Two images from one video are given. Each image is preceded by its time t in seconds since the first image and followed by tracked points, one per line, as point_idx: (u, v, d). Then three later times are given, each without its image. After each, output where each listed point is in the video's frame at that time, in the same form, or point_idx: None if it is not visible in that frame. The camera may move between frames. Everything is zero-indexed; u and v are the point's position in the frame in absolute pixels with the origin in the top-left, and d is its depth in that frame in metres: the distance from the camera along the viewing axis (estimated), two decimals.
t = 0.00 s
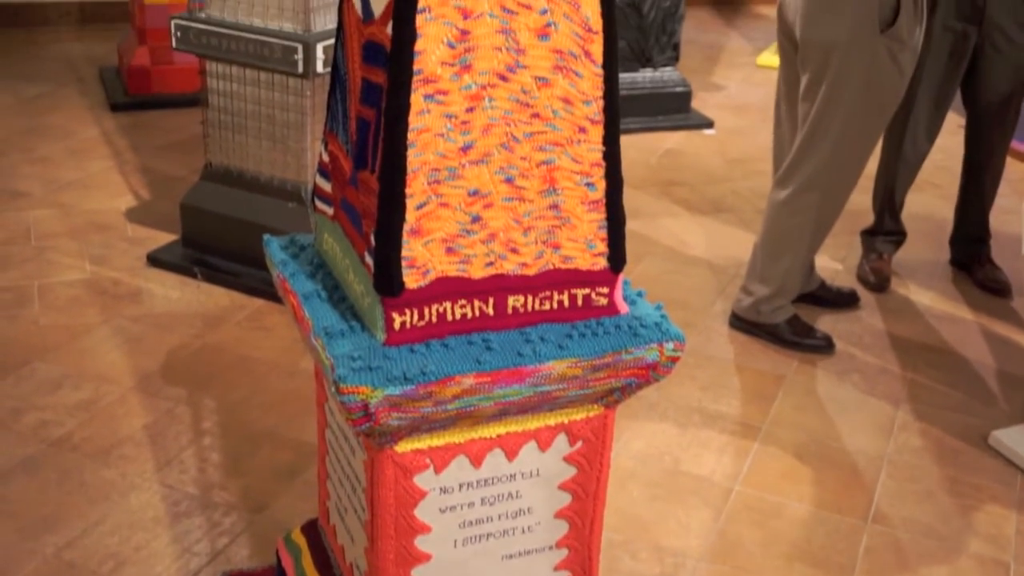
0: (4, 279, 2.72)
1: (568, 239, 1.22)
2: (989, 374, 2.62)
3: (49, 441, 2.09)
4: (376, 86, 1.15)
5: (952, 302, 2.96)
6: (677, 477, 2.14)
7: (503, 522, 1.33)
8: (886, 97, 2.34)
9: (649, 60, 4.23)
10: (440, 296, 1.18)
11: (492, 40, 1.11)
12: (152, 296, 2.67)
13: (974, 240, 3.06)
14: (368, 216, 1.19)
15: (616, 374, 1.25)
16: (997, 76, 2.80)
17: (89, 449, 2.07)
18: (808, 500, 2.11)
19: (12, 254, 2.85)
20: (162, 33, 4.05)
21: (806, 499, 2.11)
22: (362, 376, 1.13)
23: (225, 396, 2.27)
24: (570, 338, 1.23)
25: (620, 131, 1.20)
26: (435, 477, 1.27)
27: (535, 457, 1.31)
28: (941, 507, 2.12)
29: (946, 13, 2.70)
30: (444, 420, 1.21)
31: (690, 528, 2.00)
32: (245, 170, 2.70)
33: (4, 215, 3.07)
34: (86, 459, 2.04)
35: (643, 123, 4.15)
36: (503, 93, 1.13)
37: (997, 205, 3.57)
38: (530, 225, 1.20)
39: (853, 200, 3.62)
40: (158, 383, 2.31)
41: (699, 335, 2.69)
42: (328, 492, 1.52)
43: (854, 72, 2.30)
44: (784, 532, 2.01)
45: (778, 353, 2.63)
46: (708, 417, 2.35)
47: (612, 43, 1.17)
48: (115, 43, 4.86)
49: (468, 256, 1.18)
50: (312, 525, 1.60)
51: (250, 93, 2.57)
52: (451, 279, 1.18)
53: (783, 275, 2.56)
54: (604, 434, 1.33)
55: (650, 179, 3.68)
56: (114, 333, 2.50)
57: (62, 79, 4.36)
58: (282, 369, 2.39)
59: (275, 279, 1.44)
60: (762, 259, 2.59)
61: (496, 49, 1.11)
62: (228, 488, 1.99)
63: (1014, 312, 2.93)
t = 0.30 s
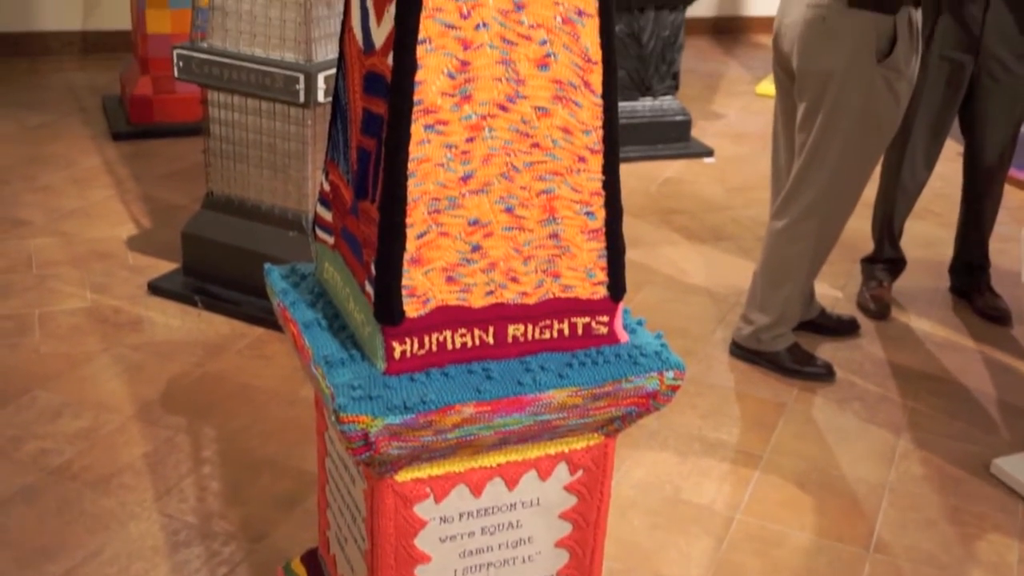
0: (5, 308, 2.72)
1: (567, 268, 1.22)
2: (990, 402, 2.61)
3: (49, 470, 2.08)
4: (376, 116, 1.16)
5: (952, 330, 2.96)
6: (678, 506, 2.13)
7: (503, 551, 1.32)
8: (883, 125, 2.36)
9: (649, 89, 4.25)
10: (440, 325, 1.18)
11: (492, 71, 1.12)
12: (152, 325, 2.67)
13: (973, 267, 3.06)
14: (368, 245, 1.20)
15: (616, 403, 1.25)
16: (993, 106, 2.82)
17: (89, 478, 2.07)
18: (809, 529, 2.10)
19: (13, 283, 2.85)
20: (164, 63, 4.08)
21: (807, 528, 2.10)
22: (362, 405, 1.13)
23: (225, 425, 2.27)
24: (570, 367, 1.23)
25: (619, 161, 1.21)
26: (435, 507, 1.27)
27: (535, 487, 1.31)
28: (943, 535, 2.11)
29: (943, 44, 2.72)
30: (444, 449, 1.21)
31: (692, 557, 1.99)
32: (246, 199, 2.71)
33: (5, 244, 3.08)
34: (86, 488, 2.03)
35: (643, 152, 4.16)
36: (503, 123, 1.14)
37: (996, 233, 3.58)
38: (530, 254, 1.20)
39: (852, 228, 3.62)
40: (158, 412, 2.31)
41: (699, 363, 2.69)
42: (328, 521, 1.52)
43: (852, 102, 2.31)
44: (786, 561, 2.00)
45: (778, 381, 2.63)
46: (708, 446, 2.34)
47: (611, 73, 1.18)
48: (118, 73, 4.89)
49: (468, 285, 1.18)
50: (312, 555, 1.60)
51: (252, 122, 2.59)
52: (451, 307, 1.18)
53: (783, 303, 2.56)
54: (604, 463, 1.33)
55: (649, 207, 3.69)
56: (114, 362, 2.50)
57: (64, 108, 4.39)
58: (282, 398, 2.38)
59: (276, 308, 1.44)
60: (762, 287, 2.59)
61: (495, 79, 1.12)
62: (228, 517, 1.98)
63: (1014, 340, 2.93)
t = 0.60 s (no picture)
0: (5, 340, 2.72)
1: (568, 301, 1.23)
2: (990, 434, 2.61)
3: (47, 503, 2.07)
4: (377, 150, 1.17)
5: (952, 362, 2.96)
6: (678, 540, 2.12)
7: None
8: (880, 158, 2.37)
9: (648, 122, 4.28)
10: (440, 358, 1.19)
11: (493, 105, 1.13)
12: (152, 357, 2.67)
13: (973, 300, 3.06)
14: (369, 278, 1.20)
15: (616, 436, 1.25)
16: (989, 141, 2.82)
17: (88, 511, 2.06)
18: (811, 563, 2.08)
19: (14, 315, 2.85)
20: (166, 96, 4.11)
21: (809, 562, 2.09)
22: (362, 439, 1.13)
23: (225, 458, 2.26)
24: (570, 400, 1.23)
25: (619, 194, 1.21)
26: (435, 541, 1.26)
27: (535, 520, 1.30)
28: (946, 569, 2.10)
29: (938, 78, 2.75)
30: (444, 483, 1.20)
31: None
32: (247, 232, 2.71)
33: (6, 276, 3.09)
34: (84, 521, 2.02)
35: (642, 185, 4.18)
36: (504, 157, 1.15)
37: (995, 266, 3.59)
38: (530, 287, 1.20)
39: (851, 261, 3.63)
40: (157, 445, 2.30)
41: (699, 396, 2.68)
42: (327, 555, 1.51)
43: (848, 135, 2.33)
44: None
45: (778, 414, 2.62)
46: (709, 479, 2.33)
47: (611, 108, 1.19)
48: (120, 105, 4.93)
49: (469, 318, 1.18)
50: None
51: (253, 155, 2.60)
52: (452, 341, 1.18)
53: (783, 335, 2.56)
54: (605, 497, 1.33)
55: (649, 240, 3.70)
56: (114, 394, 2.49)
57: (66, 141, 4.42)
58: (282, 430, 2.38)
59: (276, 341, 1.44)
60: (762, 321, 2.58)
61: (496, 113, 1.13)
62: (226, 550, 1.97)
63: (1014, 372, 2.92)
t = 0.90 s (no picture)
0: (4, 372, 2.72)
1: (566, 333, 1.23)
2: (990, 466, 2.60)
3: (45, 536, 2.06)
4: (376, 183, 1.18)
5: (951, 394, 2.95)
6: (679, 572, 2.10)
7: None
8: (877, 191, 2.38)
9: (646, 154, 4.30)
10: (439, 391, 1.19)
11: (491, 138, 1.13)
12: (151, 390, 2.67)
13: (973, 331, 3.05)
14: (368, 310, 1.20)
15: (616, 469, 1.25)
16: (983, 173, 2.84)
17: (85, 544, 2.05)
18: None
19: (13, 348, 2.85)
20: (166, 129, 4.13)
21: None
22: (361, 472, 1.12)
23: (223, 490, 2.25)
24: (569, 433, 1.23)
25: (617, 227, 1.22)
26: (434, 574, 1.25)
27: (535, 553, 1.30)
28: None
29: (933, 111, 2.77)
30: (443, 515, 1.20)
31: None
32: (247, 264, 2.72)
33: (6, 309, 3.09)
34: (81, 555, 2.01)
35: (641, 217, 4.20)
36: (503, 190, 1.15)
37: (993, 297, 3.60)
38: (529, 319, 1.21)
39: (850, 292, 3.64)
40: (155, 478, 2.29)
41: (699, 428, 2.68)
42: None
43: (845, 167, 2.34)
44: None
45: (778, 446, 2.62)
46: (709, 511, 2.32)
47: (608, 141, 1.20)
48: (120, 139, 4.95)
49: (468, 350, 1.18)
50: None
51: (252, 188, 2.61)
52: (450, 373, 1.18)
53: (783, 367, 2.56)
54: (604, 529, 1.32)
55: (648, 272, 3.71)
56: (112, 427, 2.49)
57: (68, 174, 4.44)
58: (281, 463, 2.37)
59: (275, 373, 1.44)
60: (761, 353, 2.58)
61: (495, 147, 1.14)
62: None
63: (1014, 404, 2.92)
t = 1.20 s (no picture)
0: (2, 401, 2.71)
1: (564, 360, 1.23)
2: (991, 493, 2.59)
3: (42, 565, 2.05)
4: (375, 211, 1.18)
5: (951, 421, 2.95)
6: None
7: None
8: (875, 218, 2.39)
9: (645, 181, 4.31)
10: (438, 418, 1.19)
11: (489, 166, 1.14)
12: (150, 418, 2.66)
13: (972, 358, 3.05)
14: (366, 337, 1.20)
15: (614, 496, 1.24)
16: (981, 199, 2.84)
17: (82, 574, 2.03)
18: None
19: (12, 376, 2.85)
20: (166, 157, 4.15)
21: None
22: (359, 499, 1.12)
23: (221, 519, 2.24)
24: (567, 460, 1.23)
25: (614, 255, 1.22)
26: None
27: None
28: None
29: (931, 138, 2.80)
30: (441, 543, 1.19)
31: None
32: (246, 291, 2.72)
33: (5, 337, 3.09)
34: None
35: (639, 243, 4.21)
36: (501, 218, 1.16)
37: (992, 324, 3.60)
38: (526, 346, 1.21)
39: (848, 319, 3.64)
40: (153, 506, 2.28)
41: (699, 455, 2.67)
42: None
43: (844, 194, 2.35)
44: None
45: (778, 473, 2.61)
46: (709, 539, 2.31)
47: (605, 169, 1.20)
48: (120, 167, 4.96)
49: (466, 377, 1.19)
50: None
51: (252, 216, 2.62)
52: (449, 400, 1.18)
53: (783, 393, 2.56)
54: (603, 557, 1.31)
55: (647, 299, 3.71)
56: (110, 455, 2.48)
57: (67, 202, 4.45)
58: (279, 491, 2.36)
59: (274, 401, 1.44)
60: (760, 380, 2.58)
61: (492, 175, 1.15)
62: None
63: (1014, 430, 2.92)
